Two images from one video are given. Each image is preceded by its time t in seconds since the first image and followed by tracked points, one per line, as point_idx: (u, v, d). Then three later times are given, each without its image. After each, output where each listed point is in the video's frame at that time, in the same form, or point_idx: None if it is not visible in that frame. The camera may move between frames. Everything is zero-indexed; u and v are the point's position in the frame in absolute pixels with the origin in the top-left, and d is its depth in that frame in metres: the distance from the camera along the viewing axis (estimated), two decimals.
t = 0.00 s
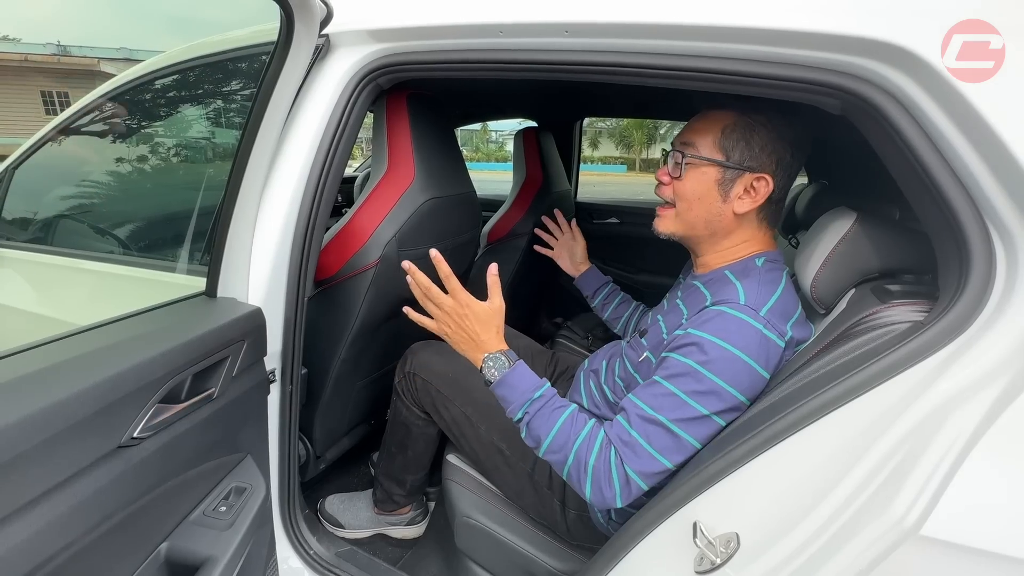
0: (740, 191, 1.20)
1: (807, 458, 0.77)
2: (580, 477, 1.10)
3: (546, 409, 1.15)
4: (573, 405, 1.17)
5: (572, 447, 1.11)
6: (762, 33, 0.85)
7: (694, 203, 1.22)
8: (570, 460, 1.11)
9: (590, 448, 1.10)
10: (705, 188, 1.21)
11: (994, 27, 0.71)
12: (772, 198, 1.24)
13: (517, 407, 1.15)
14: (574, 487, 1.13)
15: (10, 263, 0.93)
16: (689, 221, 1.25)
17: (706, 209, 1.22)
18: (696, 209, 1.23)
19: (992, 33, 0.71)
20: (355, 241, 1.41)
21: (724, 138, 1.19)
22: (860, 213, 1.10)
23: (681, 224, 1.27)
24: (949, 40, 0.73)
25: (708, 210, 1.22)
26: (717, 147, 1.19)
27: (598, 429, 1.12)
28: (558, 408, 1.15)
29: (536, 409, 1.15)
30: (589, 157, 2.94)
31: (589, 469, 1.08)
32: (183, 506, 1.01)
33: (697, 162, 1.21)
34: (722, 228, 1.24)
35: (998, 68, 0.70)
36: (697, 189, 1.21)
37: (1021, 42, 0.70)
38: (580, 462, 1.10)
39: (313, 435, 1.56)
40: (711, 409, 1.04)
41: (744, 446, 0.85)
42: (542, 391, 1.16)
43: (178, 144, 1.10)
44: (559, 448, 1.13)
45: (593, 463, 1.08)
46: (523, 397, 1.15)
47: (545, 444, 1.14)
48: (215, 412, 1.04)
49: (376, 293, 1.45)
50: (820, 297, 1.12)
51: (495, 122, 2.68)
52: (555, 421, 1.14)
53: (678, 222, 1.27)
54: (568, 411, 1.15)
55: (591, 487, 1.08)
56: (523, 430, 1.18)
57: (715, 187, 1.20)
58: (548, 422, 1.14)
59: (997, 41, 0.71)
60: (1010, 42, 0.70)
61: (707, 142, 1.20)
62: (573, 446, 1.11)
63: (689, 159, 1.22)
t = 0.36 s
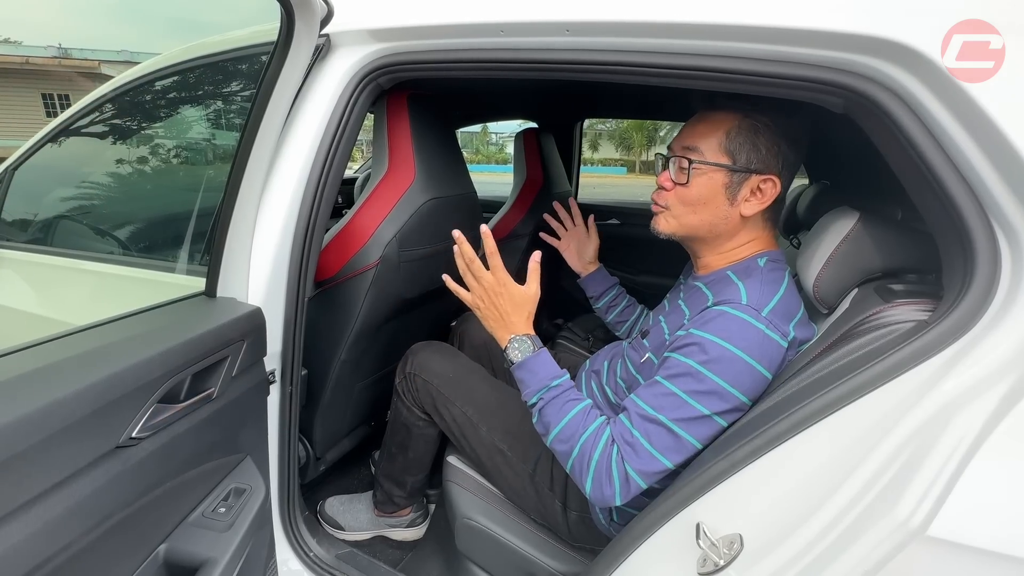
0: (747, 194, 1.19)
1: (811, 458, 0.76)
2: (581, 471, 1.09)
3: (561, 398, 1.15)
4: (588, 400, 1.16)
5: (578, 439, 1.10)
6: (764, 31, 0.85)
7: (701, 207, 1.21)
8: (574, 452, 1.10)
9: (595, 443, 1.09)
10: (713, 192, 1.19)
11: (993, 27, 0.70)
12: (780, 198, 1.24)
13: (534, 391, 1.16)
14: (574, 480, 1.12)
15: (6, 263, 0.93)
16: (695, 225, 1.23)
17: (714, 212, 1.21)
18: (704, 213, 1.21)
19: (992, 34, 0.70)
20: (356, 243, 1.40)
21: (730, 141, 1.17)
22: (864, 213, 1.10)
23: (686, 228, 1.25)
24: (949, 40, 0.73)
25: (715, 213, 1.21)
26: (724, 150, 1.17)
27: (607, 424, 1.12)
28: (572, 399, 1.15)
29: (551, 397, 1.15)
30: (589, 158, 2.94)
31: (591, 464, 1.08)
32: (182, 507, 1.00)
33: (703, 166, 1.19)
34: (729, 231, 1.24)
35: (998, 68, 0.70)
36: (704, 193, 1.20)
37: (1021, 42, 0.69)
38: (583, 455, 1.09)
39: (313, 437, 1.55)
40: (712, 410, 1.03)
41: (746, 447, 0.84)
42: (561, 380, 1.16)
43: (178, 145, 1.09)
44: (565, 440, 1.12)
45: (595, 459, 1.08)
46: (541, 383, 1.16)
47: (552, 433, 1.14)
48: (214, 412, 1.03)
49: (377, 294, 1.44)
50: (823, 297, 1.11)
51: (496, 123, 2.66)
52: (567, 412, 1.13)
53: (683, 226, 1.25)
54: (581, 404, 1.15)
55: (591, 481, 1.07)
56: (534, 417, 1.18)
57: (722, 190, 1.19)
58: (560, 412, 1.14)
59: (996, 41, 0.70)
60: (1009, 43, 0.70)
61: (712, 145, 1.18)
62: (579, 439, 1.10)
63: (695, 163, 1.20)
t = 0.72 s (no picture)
0: (745, 196, 1.19)
1: (816, 460, 0.76)
2: (578, 470, 1.09)
3: (557, 397, 1.15)
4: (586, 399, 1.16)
5: (574, 437, 1.11)
6: (767, 34, 0.85)
7: (700, 213, 1.22)
8: (570, 451, 1.11)
9: (591, 441, 1.09)
10: (709, 198, 1.20)
11: (994, 27, 0.71)
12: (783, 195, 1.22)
13: (531, 390, 1.17)
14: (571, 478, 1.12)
15: (9, 266, 0.93)
16: (696, 230, 1.24)
17: (713, 217, 1.21)
18: (703, 218, 1.22)
19: (992, 33, 0.71)
20: (357, 246, 1.40)
21: (723, 146, 1.18)
22: (867, 216, 1.10)
23: (688, 234, 1.26)
24: (949, 40, 0.73)
25: (715, 218, 1.21)
26: (718, 156, 1.18)
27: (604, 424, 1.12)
28: (570, 398, 1.15)
29: (548, 396, 1.16)
30: (589, 161, 2.94)
31: (587, 462, 1.08)
32: (186, 511, 1.00)
33: (698, 173, 1.20)
34: (731, 234, 1.24)
35: (997, 68, 0.71)
36: (703, 198, 1.21)
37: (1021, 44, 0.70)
38: (579, 453, 1.09)
39: (315, 440, 1.55)
40: (711, 412, 1.03)
41: (753, 448, 0.83)
42: (558, 379, 1.17)
43: (178, 148, 1.10)
44: (562, 438, 1.13)
45: (591, 457, 1.08)
46: (538, 381, 1.17)
47: (549, 431, 1.14)
48: (218, 416, 1.04)
49: (379, 296, 1.44)
50: (826, 299, 1.11)
51: (495, 126, 2.67)
52: (564, 410, 1.14)
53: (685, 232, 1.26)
54: (579, 402, 1.15)
55: (588, 480, 1.07)
56: (534, 415, 1.19)
57: (720, 194, 1.19)
58: (557, 410, 1.14)
59: (996, 41, 0.71)
60: (1010, 42, 0.70)
61: (706, 152, 1.20)
62: (575, 437, 1.11)
63: (690, 171, 1.21)
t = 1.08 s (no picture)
0: (716, 198, 1.21)
1: (819, 462, 0.77)
2: (591, 493, 1.13)
3: (556, 444, 1.24)
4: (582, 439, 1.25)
5: (580, 469, 1.17)
6: (769, 39, 0.86)
7: (681, 217, 1.27)
8: (580, 480, 1.16)
9: (595, 464, 1.15)
10: (684, 202, 1.26)
11: (994, 27, 0.72)
12: (753, 193, 1.18)
13: (531, 450, 1.26)
14: (589, 511, 1.15)
15: (15, 269, 0.93)
16: (684, 232, 1.29)
17: (691, 220, 1.26)
18: (684, 221, 1.27)
19: (993, 34, 0.72)
20: (361, 248, 1.41)
21: (694, 153, 1.24)
22: (868, 218, 1.11)
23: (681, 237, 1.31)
24: (949, 41, 0.74)
25: (693, 221, 1.25)
26: (691, 162, 1.24)
27: (605, 450, 1.19)
28: (567, 442, 1.25)
29: (548, 446, 1.25)
30: (588, 162, 2.96)
31: (596, 482, 1.12)
32: (192, 514, 1.01)
33: (676, 181, 1.27)
34: (716, 236, 1.25)
35: (998, 69, 0.71)
36: (680, 204, 1.27)
37: (1022, 45, 0.71)
38: (588, 477, 1.14)
39: (317, 442, 1.55)
40: (722, 418, 1.03)
41: (755, 451, 0.85)
42: (552, 432, 1.28)
43: (177, 149, 1.10)
44: (569, 475, 1.18)
45: (598, 478, 1.12)
46: (535, 441, 1.27)
47: (559, 476, 1.20)
48: (224, 419, 1.04)
49: (381, 299, 1.45)
50: (827, 301, 1.12)
51: (494, 127, 2.68)
52: (565, 452, 1.22)
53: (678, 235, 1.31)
54: (577, 442, 1.24)
55: (603, 504, 1.10)
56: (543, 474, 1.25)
57: (694, 197, 1.24)
58: (558, 454, 1.22)
59: (997, 41, 0.72)
60: (1010, 43, 0.71)
61: (684, 159, 1.26)
62: (580, 467, 1.17)
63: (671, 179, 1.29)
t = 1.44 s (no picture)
0: (703, 198, 1.23)
1: (824, 461, 0.77)
2: (597, 494, 1.13)
3: (560, 444, 1.25)
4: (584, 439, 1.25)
5: (585, 467, 1.17)
6: (771, 37, 0.86)
7: (676, 218, 1.30)
8: (585, 481, 1.16)
9: (601, 463, 1.16)
10: (677, 204, 1.28)
11: (994, 27, 0.72)
12: (736, 191, 1.18)
13: (535, 452, 1.26)
14: (594, 511, 1.14)
15: (11, 269, 0.92)
16: (681, 235, 1.31)
17: (684, 221, 1.28)
18: (679, 223, 1.29)
19: (992, 33, 0.72)
20: (362, 247, 1.41)
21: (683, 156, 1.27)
22: (869, 217, 1.11)
23: (680, 238, 1.33)
24: (949, 40, 0.74)
25: (686, 222, 1.28)
26: (681, 165, 1.27)
27: (609, 450, 1.19)
28: (570, 443, 1.25)
29: (552, 445, 1.25)
30: (587, 162, 2.96)
31: (602, 483, 1.12)
32: (195, 515, 1.01)
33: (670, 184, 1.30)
34: (709, 235, 1.26)
35: (998, 68, 0.71)
36: (674, 206, 1.29)
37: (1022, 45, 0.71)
38: (594, 479, 1.14)
39: (318, 442, 1.55)
40: (727, 418, 1.03)
41: (761, 449, 0.84)
42: (554, 433, 1.28)
43: (175, 150, 1.09)
44: (574, 475, 1.18)
45: (604, 477, 1.13)
46: (538, 443, 1.26)
47: (564, 477, 1.20)
48: (227, 419, 1.04)
49: (383, 298, 1.45)
50: (830, 300, 1.12)
51: (493, 128, 2.69)
52: (568, 453, 1.22)
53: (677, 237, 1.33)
54: (580, 442, 1.24)
55: (609, 505, 1.10)
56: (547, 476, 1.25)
57: (684, 200, 1.26)
58: (562, 456, 1.22)
59: (997, 41, 0.72)
60: (1009, 42, 0.71)
61: (676, 162, 1.29)
62: (585, 466, 1.17)
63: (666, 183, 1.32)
